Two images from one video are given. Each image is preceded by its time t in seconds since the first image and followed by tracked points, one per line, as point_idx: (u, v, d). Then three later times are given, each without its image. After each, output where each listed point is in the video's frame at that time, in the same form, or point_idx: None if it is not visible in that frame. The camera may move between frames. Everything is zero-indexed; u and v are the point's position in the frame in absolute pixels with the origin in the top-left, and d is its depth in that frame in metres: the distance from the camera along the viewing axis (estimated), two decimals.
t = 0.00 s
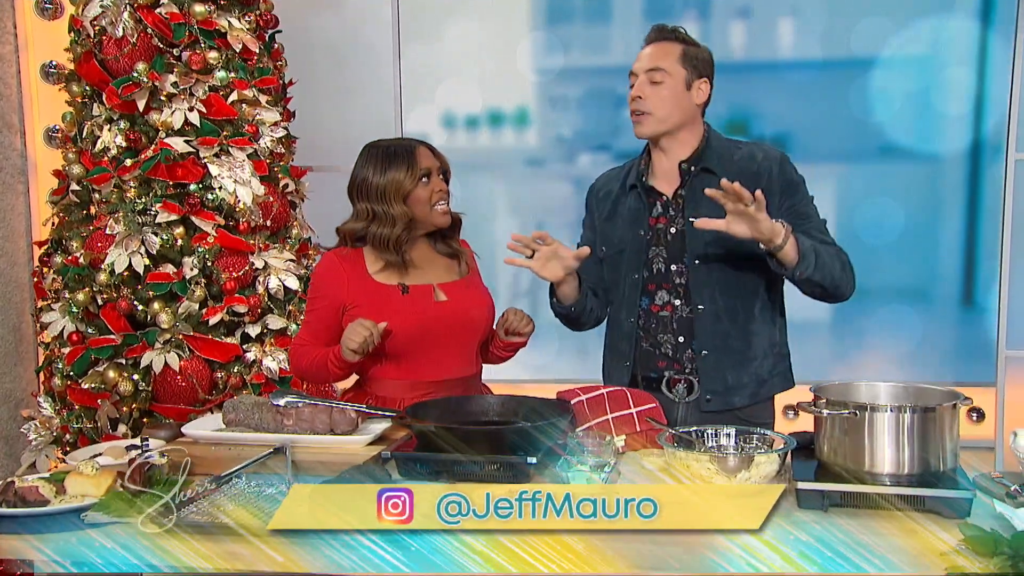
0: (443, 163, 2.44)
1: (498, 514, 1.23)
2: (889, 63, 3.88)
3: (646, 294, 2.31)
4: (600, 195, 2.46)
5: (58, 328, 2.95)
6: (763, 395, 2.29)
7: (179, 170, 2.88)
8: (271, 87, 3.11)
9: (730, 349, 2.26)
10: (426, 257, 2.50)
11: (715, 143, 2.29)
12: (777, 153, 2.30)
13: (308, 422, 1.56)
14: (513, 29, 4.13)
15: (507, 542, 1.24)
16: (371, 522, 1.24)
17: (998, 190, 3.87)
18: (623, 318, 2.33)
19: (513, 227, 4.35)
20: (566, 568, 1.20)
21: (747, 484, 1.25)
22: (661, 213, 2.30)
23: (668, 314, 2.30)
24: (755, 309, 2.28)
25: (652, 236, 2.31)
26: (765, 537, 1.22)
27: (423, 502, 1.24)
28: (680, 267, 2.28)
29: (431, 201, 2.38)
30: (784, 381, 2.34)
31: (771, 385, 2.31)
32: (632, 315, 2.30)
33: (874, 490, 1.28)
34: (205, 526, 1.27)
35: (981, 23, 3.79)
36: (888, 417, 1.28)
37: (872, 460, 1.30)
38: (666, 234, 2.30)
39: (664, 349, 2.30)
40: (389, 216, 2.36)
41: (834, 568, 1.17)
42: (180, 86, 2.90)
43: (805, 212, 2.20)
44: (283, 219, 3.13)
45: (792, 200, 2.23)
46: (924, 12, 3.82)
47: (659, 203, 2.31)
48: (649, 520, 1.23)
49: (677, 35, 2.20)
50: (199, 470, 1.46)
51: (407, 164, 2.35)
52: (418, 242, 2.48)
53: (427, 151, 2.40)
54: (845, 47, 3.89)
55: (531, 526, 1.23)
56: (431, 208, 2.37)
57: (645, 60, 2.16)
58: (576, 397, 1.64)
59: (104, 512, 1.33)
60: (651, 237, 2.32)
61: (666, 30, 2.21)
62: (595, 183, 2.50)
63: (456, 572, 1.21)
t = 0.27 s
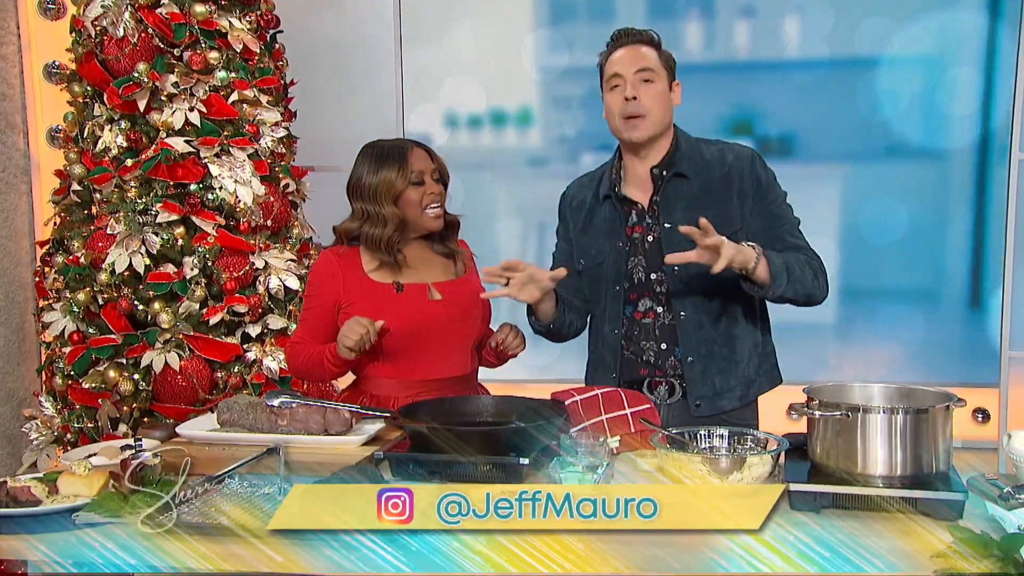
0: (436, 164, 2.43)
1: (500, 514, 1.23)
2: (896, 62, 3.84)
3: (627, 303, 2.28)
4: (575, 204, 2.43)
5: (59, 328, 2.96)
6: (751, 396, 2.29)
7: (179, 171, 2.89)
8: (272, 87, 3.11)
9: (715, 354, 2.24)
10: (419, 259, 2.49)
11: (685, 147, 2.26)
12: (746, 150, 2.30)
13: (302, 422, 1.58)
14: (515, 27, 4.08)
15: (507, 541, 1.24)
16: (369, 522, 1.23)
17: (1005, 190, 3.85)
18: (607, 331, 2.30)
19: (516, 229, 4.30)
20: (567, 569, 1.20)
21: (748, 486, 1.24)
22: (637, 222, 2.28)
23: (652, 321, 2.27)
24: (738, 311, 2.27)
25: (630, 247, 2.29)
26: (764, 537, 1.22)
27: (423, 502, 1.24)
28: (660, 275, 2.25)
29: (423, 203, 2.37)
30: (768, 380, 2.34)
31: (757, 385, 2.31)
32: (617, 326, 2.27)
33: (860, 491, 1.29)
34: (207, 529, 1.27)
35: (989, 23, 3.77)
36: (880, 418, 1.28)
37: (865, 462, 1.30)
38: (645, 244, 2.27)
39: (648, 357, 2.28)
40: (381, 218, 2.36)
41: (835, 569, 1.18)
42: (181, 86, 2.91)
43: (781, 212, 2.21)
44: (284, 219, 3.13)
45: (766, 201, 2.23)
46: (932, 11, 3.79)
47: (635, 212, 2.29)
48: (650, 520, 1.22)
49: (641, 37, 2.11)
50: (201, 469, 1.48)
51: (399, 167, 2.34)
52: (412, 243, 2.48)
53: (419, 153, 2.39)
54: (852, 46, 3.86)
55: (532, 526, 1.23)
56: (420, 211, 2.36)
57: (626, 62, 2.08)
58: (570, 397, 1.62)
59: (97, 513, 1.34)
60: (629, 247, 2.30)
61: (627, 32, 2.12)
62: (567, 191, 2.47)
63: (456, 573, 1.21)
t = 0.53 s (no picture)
0: (429, 171, 2.39)
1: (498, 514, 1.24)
2: (903, 61, 3.82)
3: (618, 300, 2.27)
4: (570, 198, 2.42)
5: (61, 328, 2.98)
6: (741, 395, 2.28)
7: (181, 172, 2.89)
8: (274, 87, 3.10)
9: (705, 350, 2.24)
10: (408, 261, 2.46)
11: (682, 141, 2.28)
12: (741, 146, 2.28)
13: (298, 423, 1.60)
14: (519, 27, 4.07)
15: (506, 540, 1.25)
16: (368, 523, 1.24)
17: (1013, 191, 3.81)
18: (596, 325, 2.27)
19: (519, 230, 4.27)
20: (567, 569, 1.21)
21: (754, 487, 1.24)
22: (631, 215, 2.28)
23: (641, 319, 2.26)
24: (728, 308, 2.28)
25: (624, 240, 2.28)
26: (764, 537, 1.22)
27: (423, 502, 1.24)
28: (653, 269, 2.26)
29: (406, 211, 2.36)
30: (760, 378, 2.32)
31: (748, 384, 2.29)
32: (607, 321, 2.24)
33: (877, 495, 1.28)
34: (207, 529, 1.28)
35: (997, 23, 3.75)
36: (874, 421, 1.29)
37: (858, 464, 1.31)
38: (638, 237, 2.27)
39: (637, 357, 2.26)
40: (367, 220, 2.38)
41: (835, 568, 1.18)
42: (182, 87, 2.91)
43: (773, 210, 2.20)
44: (285, 220, 3.12)
45: (758, 201, 2.22)
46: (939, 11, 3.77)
47: (629, 205, 2.28)
48: (650, 521, 1.22)
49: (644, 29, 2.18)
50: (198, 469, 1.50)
51: (384, 173, 2.33)
52: (401, 245, 2.46)
53: (409, 158, 2.36)
54: (858, 45, 3.84)
55: (532, 526, 1.24)
56: (404, 215, 2.35)
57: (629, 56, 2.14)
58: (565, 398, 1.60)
59: (90, 513, 1.35)
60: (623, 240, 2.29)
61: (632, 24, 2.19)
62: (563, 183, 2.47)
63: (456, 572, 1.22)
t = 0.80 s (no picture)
0: (424, 175, 2.39)
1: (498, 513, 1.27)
2: (908, 62, 3.81)
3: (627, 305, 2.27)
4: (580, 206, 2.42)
5: (61, 329, 3.00)
6: (752, 400, 2.25)
7: (181, 173, 2.90)
8: (274, 88, 3.11)
9: (714, 354, 2.23)
10: (404, 265, 2.47)
11: (692, 145, 2.25)
12: (754, 153, 2.28)
13: (293, 424, 1.60)
14: (520, 27, 4.06)
15: (505, 540, 1.27)
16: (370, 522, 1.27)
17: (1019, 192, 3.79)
18: (612, 332, 2.28)
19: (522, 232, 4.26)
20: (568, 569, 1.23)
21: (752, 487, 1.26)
22: (641, 219, 2.28)
23: (654, 323, 2.26)
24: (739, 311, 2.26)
25: (634, 245, 2.29)
26: (764, 536, 1.25)
27: (423, 502, 1.28)
28: (663, 272, 2.26)
29: (399, 214, 2.36)
30: (774, 382, 2.29)
31: (759, 388, 2.27)
32: (623, 326, 2.26)
33: (880, 498, 1.28)
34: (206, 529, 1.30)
35: (1003, 23, 3.73)
36: (866, 423, 1.29)
37: (851, 464, 1.31)
38: (648, 241, 2.27)
39: (648, 360, 2.26)
40: (362, 222, 2.40)
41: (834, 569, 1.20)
42: (182, 88, 2.92)
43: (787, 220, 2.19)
44: (285, 221, 3.13)
45: (771, 208, 2.22)
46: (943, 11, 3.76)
47: (638, 210, 2.28)
48: (650, 520, 1.26)
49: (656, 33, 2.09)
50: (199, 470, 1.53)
51: (379, 175, 2.33)
52: (397, 249, 2.46)
53: (404, 162, 2.36)
54: (861, 46, 3.83)
55: (532, 526, 1.26)
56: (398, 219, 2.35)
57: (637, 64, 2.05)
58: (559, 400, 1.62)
59: (81, 515, 1.37)
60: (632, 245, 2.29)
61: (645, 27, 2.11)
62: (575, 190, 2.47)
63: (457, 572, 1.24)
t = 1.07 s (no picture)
0: (419, 178, 2.40)
1: (499, 514, 1.27)
2: (910, 63, 3.81)
3: (649, 307, 2.26)
4: (605, 209, 2.43)
5: (60, 329, 3.01)
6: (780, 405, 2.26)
7: (179, 173, 2.89)
8: (272, 90, 3.11)
9: (740, 359, 2.21)
10: (397, 266, 2.48)
11: (717, 147, 2.25)
12: (781, 154, 2.27)
13: (284, 425, 1.64)
14: (521, 27, 4.04)
15: (505, 541, 1.27)
16: (368, 523, 1.28)
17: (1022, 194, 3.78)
18: (635, 334, 2.28)
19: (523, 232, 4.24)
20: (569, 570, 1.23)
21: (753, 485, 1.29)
22: (664, 222, 2.28)
23: (678, 325, 2.25)
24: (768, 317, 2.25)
25: (658, 247, 2.28)
26: (764, 537, 1.26)
27: (423, 501, 1.28)
28: (688, 275, 2.25)
29: (392, 216, 2.37)
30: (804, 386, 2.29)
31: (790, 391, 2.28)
32: (644, 326, 2.25)
33: (882, 500, 1.31)
34: (204, 530, 1.31)
35: (1005, 23, 3.73)
36: (855, 424, 1.34)
37: (840, 467, 1.36)
38: (672, 244, 2.27)
39: (671, 362, 2.25)
40: (356, 223, 2.41)
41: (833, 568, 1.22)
42: (181, 90, 2.93)
43: (814, 224, 2.17)
44: (284, 221, 3.14)
45: (797, 211, 2.20)
46: (945, 11, 3.76)
47: (662, 213, 2.29)
48: (650, 520, 1.26)
49: (673, 38, 2.08)
50: (198, 469, 1.55)
51: (374, 177, 2.33)
52: (390, 252, 2.48)
53: (400, 164, 2.37)
54: (864, 46, 3.83)
55: (532, 526, 1.27)
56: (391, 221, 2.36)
57: (650, 73, 2.07)
58: (552, 401, 1.64)
59: (72, 516, 1.40)
60: (656, 247, 2.29)
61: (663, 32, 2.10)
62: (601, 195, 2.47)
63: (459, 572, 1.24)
